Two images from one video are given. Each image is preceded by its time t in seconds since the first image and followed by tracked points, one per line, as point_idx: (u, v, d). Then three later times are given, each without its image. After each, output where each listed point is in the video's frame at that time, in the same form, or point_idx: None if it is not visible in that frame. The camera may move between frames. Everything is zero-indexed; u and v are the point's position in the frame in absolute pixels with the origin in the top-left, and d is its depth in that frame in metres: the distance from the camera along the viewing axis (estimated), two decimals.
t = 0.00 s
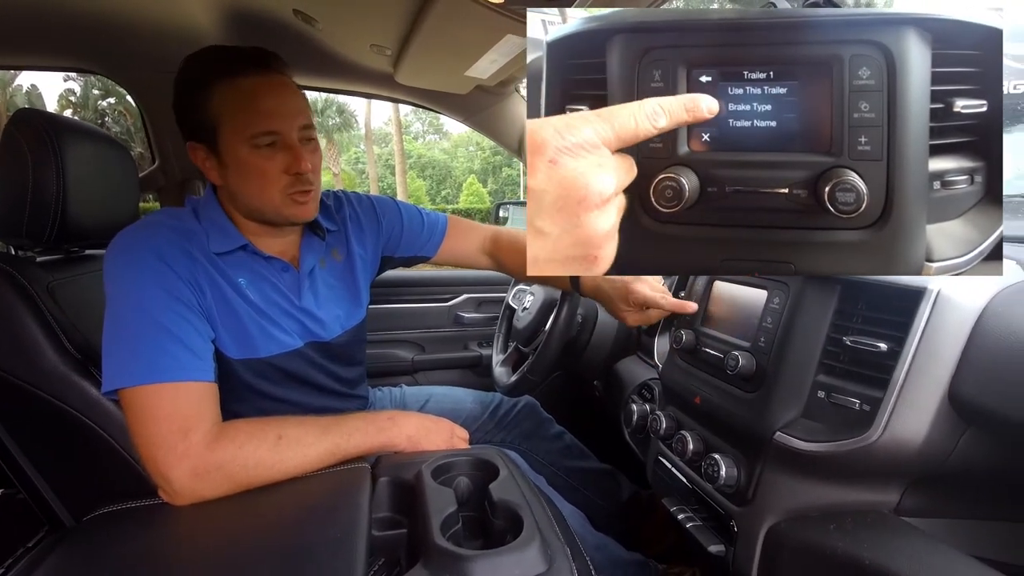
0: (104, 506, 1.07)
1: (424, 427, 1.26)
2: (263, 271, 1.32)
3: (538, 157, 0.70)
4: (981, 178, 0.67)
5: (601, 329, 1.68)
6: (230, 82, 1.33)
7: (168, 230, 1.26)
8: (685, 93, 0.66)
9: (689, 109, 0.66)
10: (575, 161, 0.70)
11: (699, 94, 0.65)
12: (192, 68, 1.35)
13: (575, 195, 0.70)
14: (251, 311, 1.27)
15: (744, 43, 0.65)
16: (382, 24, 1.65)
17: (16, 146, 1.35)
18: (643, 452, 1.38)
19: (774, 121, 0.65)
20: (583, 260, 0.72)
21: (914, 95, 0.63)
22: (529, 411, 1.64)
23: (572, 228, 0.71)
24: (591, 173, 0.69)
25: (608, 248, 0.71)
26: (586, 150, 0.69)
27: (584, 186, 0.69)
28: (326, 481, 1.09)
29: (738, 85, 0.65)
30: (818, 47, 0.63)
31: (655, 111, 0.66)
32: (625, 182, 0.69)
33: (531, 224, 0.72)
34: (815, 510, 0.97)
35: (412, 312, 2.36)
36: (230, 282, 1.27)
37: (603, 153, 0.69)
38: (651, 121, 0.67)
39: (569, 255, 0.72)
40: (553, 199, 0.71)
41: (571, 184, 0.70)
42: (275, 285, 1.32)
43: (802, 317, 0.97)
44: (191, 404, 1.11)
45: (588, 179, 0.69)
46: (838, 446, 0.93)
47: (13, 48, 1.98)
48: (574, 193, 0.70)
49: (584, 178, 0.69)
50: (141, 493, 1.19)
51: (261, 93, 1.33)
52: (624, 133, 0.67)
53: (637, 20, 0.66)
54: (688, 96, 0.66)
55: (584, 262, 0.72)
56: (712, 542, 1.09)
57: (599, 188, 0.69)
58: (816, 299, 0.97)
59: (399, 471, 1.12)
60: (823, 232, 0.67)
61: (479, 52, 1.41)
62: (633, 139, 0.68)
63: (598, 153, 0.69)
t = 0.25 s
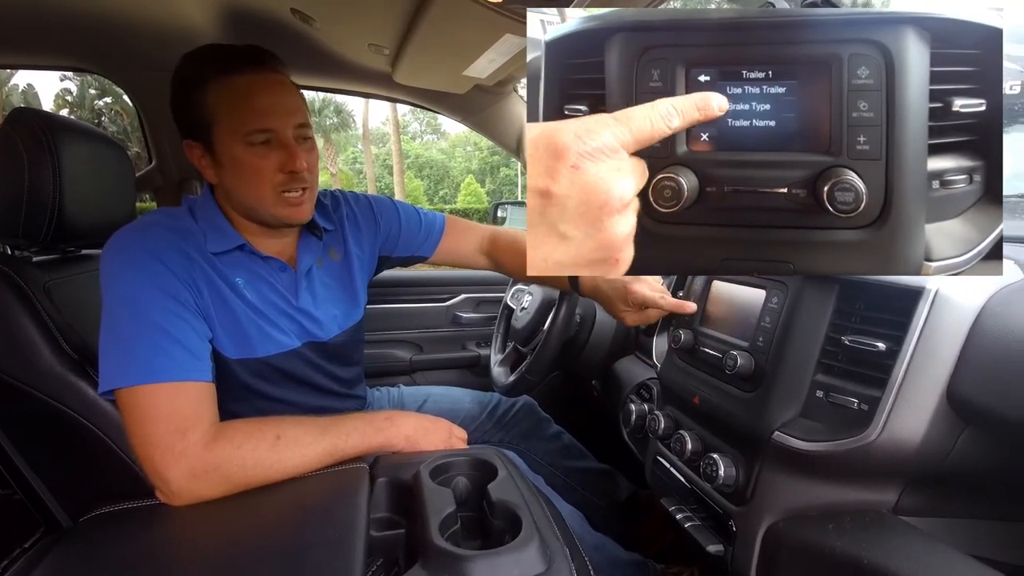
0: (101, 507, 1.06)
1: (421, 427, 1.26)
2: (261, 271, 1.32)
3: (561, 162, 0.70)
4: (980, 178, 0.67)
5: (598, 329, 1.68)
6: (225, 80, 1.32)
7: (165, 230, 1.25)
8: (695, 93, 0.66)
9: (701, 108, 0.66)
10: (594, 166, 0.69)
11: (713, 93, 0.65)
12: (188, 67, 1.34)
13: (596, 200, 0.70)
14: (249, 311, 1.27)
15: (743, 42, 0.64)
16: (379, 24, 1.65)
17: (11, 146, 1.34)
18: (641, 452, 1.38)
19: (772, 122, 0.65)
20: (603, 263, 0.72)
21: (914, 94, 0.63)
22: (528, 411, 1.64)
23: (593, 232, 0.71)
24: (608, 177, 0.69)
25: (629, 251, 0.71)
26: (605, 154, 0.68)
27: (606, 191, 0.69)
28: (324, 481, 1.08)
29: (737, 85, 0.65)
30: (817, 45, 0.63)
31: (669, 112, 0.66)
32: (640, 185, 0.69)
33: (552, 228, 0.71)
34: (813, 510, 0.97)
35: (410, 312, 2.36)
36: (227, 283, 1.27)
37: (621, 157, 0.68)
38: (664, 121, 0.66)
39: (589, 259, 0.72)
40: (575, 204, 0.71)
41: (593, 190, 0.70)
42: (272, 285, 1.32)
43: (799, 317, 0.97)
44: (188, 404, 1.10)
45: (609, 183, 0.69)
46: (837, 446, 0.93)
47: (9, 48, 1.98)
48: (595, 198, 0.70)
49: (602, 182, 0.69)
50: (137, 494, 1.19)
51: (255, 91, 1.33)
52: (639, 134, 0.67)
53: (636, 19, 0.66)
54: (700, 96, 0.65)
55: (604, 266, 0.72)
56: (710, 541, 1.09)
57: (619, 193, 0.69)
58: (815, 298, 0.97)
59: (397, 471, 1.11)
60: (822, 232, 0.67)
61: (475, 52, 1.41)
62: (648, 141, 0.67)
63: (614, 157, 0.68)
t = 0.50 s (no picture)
0: (96, 509, 1.06)
1: (419, 427, 1.26)
2: (258, 271, 1.31)
3: (600, 157, 0.68)
4: (982, 177, 0.67)
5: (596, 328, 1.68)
6: (225, 78, 1.32)
7: (163, 230, 1.25)
8: (712, 94, 0.66)
9: (718, 108, 0.66)
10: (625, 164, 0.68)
11: (721, 93, 0.66)
12: (188, 64, 1.34)
13: (629, 198, 0.69)
14: (247, 311, 1.27)
15: (744, 42, 0.65)
16: (376, 23, 1.65)
17: (4, 145, 1.33)
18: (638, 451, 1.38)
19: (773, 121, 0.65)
20: (628, 261, 0.71)
21: (915, 94, 0.63)
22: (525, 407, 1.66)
23: (620, 229, 0.70)
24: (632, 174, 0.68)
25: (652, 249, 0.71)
26: (635, 153, 0.68)
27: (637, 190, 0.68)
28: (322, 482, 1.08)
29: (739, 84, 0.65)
30: (818, 45, 0.63)
31: (691, 111, 0.66)
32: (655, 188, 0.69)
33: (585, 222, 0.70)
34: (810, 509, 0.97)
35: (407, 312, 2.35)
36: (225, 283, 1.26)
37: (648, 156, 0.68)
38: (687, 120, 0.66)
39: (617, 256, 0.71)
40: (614, 200, 0.69)
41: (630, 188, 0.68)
42: (270, 286, 1.31)
43: (796, 317, 0.98)
44: (185, 404, 1.10)
45: (639, 182, 0.68)
46: (835, 445, 0.93)
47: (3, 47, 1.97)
48: (630, 196, 0.69)
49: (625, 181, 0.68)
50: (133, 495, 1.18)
51: (256, 90, 1.32)
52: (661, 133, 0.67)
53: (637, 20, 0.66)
54: (717, 96, 0.66)
55: (632, 264, 0.71)
56: (707, 541, 1.09)
57: (647, 191, 0.69)
58: (812, 297, 0.97)
59: (395, 472, 1.11)
60: (823, 232, 0.67)
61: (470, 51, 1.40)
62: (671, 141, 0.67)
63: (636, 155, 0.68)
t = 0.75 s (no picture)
0: (92, 510, 1.05)
1: (416, 427, 1.26)
2: (256, 270, 1.31)
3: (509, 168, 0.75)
4: (981, 177, 0.67)
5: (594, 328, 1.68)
6: (225, 77, 1.32)
7: (160, 230, 1.25)
8: (656, 94, 0.67)
9: (661, 111, 0.67)
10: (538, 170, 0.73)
11: (721, 93, 0.66)
12: (190, 64, 1.34)
13: (534, 212, 0.74)
14: (245, 311, 1.26)
15: (743, 42, 0.65)
16: (374, 23, 1.65)
17: None
18: (636, 451, 1.38)
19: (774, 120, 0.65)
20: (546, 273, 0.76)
21: (914, 93, 0.63)
22: (522, 405, 1.65)
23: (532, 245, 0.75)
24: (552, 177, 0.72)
25: (568, 263, 0.75)
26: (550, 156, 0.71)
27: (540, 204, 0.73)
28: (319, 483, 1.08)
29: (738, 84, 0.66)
30: (817, 45, 0.63)
31: (621, 113, 0.68)
32: (583, 190, 0.71)
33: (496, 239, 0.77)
34: (806, 508, 0.97)
35: (405, 312, 2.35)
36: (223, 283, 1.26)
37: (570, 157, 0.71)
38: (617, 125, 0.68)
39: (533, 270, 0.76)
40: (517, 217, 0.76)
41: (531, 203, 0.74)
42: (268, 286, 1.31)
43: (793, 316, 0.99)
44: (181, 403, 1.10)
45: (545, 193, 0.72)
46: (832, 445, 0.93)
47: None
48: (533, 211, 0.74)
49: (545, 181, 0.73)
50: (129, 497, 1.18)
51: (256, 89, 1.32)
52: (585, 138, 0.70)
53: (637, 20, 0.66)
54: (659, 98, 0.66)
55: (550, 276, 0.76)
56: (704, 541, 1.09)
57: (554, 202, 0.72)
58: (809, 297, 0.98)
59: (392, 472, 1.11)
60: (823, 231, 0.67)
61: (468, 51, 1.41)
62: (597, 143, 0.69)
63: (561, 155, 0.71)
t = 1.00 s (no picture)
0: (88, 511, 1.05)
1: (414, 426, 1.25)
2: (254, 270, 1.31)
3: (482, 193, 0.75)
4: (982, 177, 0.67)
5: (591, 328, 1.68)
6: (214, 75, 1.32)
7: (157, 229, 1.24)
8: (622, 109, 0.68)
9: (627, 126, 0.68)
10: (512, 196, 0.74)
11: (722, 93, 0.66)
12: (184, 62, 1.35)
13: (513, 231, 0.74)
14: (242, 310, 1.26)
15: (743, 42, 0.65)
16: (371, 23, 1.65)
17: None
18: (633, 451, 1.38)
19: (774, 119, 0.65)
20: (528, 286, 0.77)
21: (915, 93, 0.64)
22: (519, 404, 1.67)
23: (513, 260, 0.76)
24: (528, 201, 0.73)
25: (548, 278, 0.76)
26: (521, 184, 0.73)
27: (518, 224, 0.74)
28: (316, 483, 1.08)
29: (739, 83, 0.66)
30: (817, 45, 0.63)
31: (590, 132, 0.69)
32: (563, 210, 0.73)
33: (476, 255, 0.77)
34: (802, 508, 0.98)
35: (402, 312, 2.35)
36: (220, 281, 1.26)
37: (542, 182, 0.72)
38: (584, 144, 0.70)
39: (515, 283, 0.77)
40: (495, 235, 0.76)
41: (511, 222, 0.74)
42: (265, 285, 1.30)
43: (789, 318, 0.99)
44: (176, 402, 1.09)
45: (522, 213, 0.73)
46: (827, 445, 0.93)
47: None
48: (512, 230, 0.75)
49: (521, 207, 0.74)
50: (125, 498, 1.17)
51: (242, 87, 1.32)
52: (555, 161, 0.72)
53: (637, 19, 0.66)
54: (625, 113, 0.68)
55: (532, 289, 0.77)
56: (700, 541, 1.09)
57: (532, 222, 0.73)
58: (804, 299, 0.98)
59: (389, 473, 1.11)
60: (823, 231, 0.67)
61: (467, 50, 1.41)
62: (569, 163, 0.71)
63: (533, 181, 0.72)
